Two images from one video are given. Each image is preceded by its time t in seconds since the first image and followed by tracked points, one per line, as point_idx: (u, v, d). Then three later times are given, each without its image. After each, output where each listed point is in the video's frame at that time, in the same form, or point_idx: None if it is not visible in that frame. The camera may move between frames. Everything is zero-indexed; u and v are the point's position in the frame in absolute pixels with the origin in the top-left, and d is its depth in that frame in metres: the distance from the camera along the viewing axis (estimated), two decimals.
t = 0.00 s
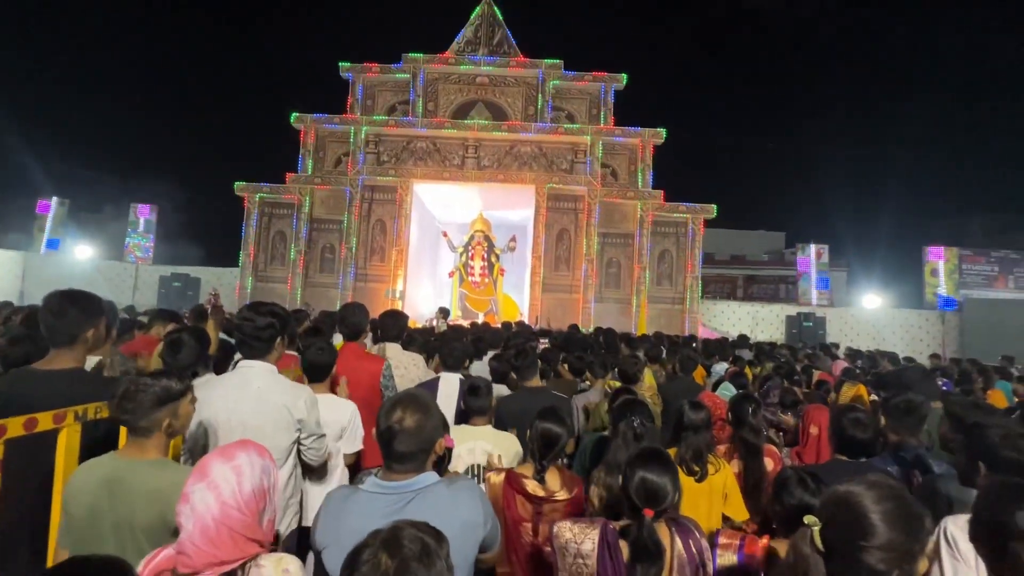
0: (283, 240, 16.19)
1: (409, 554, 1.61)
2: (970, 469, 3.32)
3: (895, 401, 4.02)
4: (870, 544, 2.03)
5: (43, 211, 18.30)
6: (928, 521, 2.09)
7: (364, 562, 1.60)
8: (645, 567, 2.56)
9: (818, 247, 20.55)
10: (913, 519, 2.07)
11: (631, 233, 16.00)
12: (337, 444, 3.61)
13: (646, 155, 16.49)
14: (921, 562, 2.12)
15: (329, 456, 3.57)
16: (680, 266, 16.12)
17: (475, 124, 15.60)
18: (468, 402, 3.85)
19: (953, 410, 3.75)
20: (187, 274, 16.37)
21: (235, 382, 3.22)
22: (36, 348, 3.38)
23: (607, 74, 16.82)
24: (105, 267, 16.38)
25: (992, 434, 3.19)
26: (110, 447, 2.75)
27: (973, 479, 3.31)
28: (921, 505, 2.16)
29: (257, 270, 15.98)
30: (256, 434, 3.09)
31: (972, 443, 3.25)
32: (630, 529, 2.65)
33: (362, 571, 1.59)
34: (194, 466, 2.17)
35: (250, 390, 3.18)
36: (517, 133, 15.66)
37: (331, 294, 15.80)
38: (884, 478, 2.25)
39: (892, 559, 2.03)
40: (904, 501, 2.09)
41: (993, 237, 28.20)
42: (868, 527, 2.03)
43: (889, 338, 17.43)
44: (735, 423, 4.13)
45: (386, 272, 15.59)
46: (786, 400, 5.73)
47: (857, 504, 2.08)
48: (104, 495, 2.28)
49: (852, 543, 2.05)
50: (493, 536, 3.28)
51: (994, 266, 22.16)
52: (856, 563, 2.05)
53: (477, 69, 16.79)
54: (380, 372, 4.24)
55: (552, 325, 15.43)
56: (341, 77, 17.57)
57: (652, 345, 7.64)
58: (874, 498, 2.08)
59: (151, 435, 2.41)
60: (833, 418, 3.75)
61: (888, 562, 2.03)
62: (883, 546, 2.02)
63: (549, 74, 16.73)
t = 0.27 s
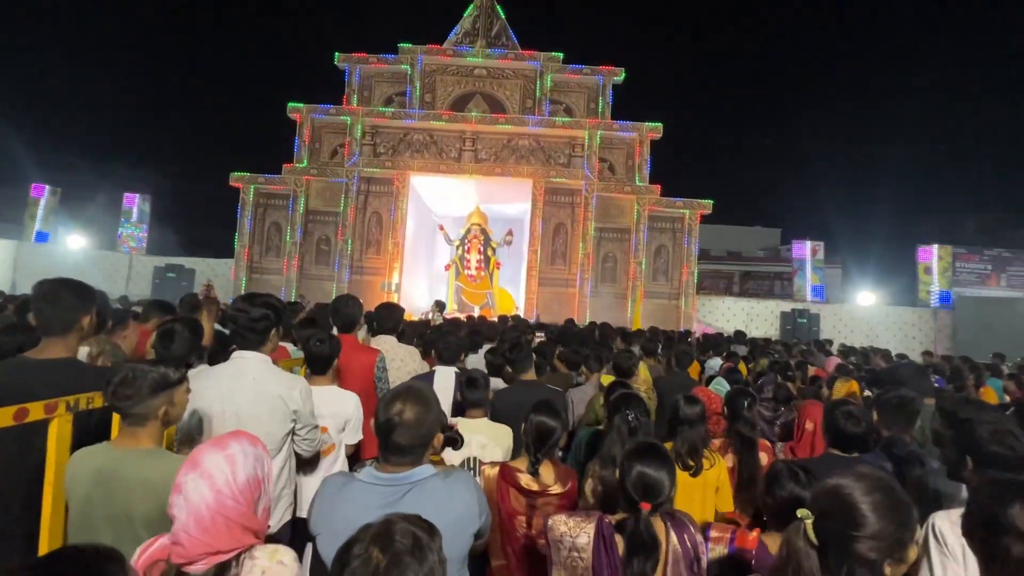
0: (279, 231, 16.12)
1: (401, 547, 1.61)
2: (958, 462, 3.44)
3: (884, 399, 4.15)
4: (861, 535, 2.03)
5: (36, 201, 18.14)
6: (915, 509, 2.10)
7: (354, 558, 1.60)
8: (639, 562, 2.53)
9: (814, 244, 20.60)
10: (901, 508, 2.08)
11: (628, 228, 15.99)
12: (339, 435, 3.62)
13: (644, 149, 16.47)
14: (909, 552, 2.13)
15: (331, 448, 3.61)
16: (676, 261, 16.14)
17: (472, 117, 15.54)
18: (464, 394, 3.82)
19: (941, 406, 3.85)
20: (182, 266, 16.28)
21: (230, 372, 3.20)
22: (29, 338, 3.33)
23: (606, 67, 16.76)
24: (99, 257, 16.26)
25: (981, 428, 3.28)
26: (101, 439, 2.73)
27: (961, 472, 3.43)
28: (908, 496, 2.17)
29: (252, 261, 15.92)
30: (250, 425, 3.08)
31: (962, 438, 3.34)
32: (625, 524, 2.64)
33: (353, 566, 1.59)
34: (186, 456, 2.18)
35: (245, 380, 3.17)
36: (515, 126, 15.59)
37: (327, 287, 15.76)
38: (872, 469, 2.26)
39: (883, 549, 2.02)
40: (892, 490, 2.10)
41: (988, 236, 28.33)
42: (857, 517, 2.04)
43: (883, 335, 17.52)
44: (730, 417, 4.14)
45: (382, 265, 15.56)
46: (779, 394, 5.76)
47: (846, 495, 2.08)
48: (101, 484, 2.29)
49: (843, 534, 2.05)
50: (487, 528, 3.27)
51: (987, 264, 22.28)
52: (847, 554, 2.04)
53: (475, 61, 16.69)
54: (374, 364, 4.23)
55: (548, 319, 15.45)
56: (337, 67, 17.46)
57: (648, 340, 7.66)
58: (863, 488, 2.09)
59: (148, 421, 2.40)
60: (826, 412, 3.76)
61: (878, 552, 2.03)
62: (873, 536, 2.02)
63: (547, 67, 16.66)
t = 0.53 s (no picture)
0: (274, 224, 16.04)
1: (397, 546, 1.62)
2: (945, 461, 3.41)
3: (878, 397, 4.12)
4: (851, 526, 2.07)
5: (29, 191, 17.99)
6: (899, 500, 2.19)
7: (352, 555, 1.61)
8: (635, 560, 2.58)
9: (810, 242, 20.64)
10: (887, 499, 2.14)
11: (625, 224, 15.98)
12: (340, 430, 3.61)
13: (642, 145, 16.44)
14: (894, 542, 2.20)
15: (330, 444, 3.59)
16: (673, 257, 16.15)
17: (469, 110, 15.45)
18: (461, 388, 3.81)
19: (934, 404, 3.79)
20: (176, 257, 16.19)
21: (224, 366, 3.17)
22: (20, 330, 3.29)
23: (605, 62, 16.72)
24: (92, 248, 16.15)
25: (968, 425, 3.29)
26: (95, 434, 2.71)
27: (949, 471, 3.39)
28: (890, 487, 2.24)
29: (247, 254, 15.84)
30: (245, 419, 3.07)
31: (950, 437, 3.34)
32: (621, 522, 2.65)
33: (350, 564, 1.60)
34: (184, 452, 2.18)
35: (240, 375, 3.14)
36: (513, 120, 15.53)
37: (322, 280, 15.70)
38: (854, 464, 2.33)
39: (871, 538, 2.08)
40: (876, 484, 2.16)
41: (981, 235, 28.49)
42: (847, 510, 2.08)
43: (876, 333, 17.61)
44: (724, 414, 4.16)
45: (378, 258, 15.52)
46: (774, 391, 5.80)
47: (836, 490, 2.12)
48: (94, 477, 2.25)
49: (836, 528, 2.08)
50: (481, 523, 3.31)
51: (981, 263, 22.41)
52: (837, 547, 2.06)
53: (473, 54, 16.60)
54: (369, 359, 4.23)
55: (544, 314, 15.47)
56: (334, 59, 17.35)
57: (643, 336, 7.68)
58: (851, 480, 2.14)
59: (145, 416, 2.38)
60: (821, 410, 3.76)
61: (867, 541, 2.09)
62: (863, 527, 2.07)
63: (545, 61, 16.57)
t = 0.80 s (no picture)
0: (267, 215, 15.90)
1: (392, 537, 1.68)
2: (929, 455, 3.56)
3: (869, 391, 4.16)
4: (831, 516, 2.12)
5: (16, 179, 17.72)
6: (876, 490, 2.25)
7: (346, 545, 1.66)
8: (628, 553, 2.55)
9: (802, 238, 20.72)
10: (863, 487, 2.21)
11: (619, 219, 15.98)
12: (336, 424, 3.57)
13: (637, 140, 16.43)
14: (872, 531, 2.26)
15: (325, 437, 3.57)
16: (667, 253, 16.18)
17: (465, 103, 15.36)
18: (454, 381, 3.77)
19: (920, 399, 3.84)
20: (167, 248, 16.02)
21: (217, 358, 3.13)
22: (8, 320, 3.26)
23: (601, 56, 16.66)
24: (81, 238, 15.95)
25: (952, 420, 3.42)
26: (83, 427, 2.66)
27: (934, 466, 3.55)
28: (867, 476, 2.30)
29: (239, 246, 15.71)
30: (238, 411, 3.02)
31: (938, 433, 3.45)
32: (613, 515, 2.65)
33: (344, 552, 1.65)
34: (176, 443, 2.13)
35: (233, 366, 3.10)
36: (508, 113, 15.45)
37: (315, 273, 15.62)
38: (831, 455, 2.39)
39: (849, 527, 2.14)
40: (854, 475, 2.23)
41: (971, 233, 28.73)
42: (825, 500, 2.13)
43: (866, 329, 17.73)
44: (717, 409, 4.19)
45: (372, 251, 15.44)
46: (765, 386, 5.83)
47: (815, 481, 2.17)
48: (87, 470, 2.23)
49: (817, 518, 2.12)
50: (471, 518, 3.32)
51: (970, 261, 22.60)
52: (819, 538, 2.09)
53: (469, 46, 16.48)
54: (362, 351, 4.26)
55: (538, 309, 15.46)
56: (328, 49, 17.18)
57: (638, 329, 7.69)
58: (827, 470, 2.21)
59: (138, 408, 2.33)
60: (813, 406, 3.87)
61: (845, 529, 2.15)
62: (841, 516, 2.13)
63: (542, 54, 16.47)
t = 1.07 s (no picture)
0: (258, 207, 15.76)
1: (379, 532, 1.69)
2: (914, 451, 3.55)
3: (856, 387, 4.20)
4: (815, 516, 2.10)
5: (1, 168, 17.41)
6: (863, 491, 2.19)
7: (332, 542, 1.66)
8: (616, 545, 2.60)
9: (794, 235, 20.85)
10: (847, 488, 2.16)
11: (613, 214, 15.97)
12: (326, 418, 3.54)
13: (631, 135, 16.42)
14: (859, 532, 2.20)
15: (316, 430, 3.53)
16: (659, 248, 16.21)
17: (459, 95, 15.25)
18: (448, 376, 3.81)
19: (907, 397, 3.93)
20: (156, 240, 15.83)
21: (204, 351, 3.08)
22: None
23: (596, 50, 16.61)
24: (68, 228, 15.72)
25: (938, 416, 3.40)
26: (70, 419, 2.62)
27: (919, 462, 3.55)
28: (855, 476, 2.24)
29: (229, 237, 15.56)
30: (225, 405, 3.00)
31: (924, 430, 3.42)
32: (602, 508, 2.66)
33: (331, 550, 1.65)
34: (160, 437, 2.08)
35: (221, 359, 3.06)
36: (502, 107, 15.37)
37: (307, 266, 15.51)
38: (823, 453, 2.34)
39: (833, 529, 2.10)
40: (842, 473, 2.18)
41: (959, 232, 29.06)
42: (810, 501, 2.11)
43: (856, 326, 17.90)
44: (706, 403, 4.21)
45: (364, 244, 15.36)
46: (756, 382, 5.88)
47: (800, 479, 2.14)
48: (70, 464, 2.21)
49: (797, 517, 2.12)
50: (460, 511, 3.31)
51: (957, 259, 22.84)
52: (799, 536, 2.12)
53: (464, 38, 16.37)
54: (352, 345, 4.27)
55: (531, 303, 15.44)
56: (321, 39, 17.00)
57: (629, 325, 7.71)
58: (814, 469, 2.17)
59: (125, 399, 2.30)
60: (802, 402, 3.82)
61: (830, 530, 2.11)
62: (825, 516, 2.10)
63: (537, 47, 16.40)
